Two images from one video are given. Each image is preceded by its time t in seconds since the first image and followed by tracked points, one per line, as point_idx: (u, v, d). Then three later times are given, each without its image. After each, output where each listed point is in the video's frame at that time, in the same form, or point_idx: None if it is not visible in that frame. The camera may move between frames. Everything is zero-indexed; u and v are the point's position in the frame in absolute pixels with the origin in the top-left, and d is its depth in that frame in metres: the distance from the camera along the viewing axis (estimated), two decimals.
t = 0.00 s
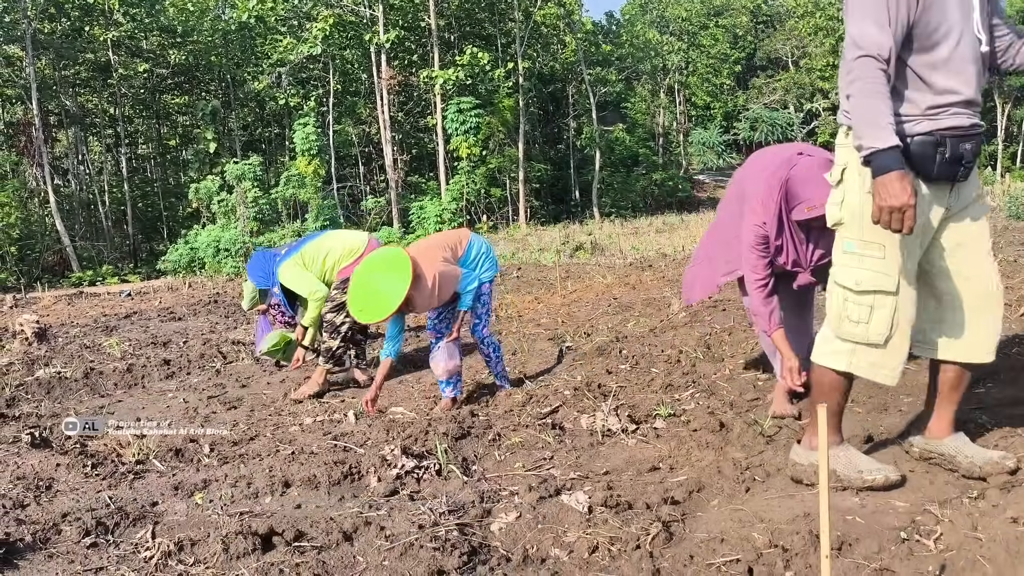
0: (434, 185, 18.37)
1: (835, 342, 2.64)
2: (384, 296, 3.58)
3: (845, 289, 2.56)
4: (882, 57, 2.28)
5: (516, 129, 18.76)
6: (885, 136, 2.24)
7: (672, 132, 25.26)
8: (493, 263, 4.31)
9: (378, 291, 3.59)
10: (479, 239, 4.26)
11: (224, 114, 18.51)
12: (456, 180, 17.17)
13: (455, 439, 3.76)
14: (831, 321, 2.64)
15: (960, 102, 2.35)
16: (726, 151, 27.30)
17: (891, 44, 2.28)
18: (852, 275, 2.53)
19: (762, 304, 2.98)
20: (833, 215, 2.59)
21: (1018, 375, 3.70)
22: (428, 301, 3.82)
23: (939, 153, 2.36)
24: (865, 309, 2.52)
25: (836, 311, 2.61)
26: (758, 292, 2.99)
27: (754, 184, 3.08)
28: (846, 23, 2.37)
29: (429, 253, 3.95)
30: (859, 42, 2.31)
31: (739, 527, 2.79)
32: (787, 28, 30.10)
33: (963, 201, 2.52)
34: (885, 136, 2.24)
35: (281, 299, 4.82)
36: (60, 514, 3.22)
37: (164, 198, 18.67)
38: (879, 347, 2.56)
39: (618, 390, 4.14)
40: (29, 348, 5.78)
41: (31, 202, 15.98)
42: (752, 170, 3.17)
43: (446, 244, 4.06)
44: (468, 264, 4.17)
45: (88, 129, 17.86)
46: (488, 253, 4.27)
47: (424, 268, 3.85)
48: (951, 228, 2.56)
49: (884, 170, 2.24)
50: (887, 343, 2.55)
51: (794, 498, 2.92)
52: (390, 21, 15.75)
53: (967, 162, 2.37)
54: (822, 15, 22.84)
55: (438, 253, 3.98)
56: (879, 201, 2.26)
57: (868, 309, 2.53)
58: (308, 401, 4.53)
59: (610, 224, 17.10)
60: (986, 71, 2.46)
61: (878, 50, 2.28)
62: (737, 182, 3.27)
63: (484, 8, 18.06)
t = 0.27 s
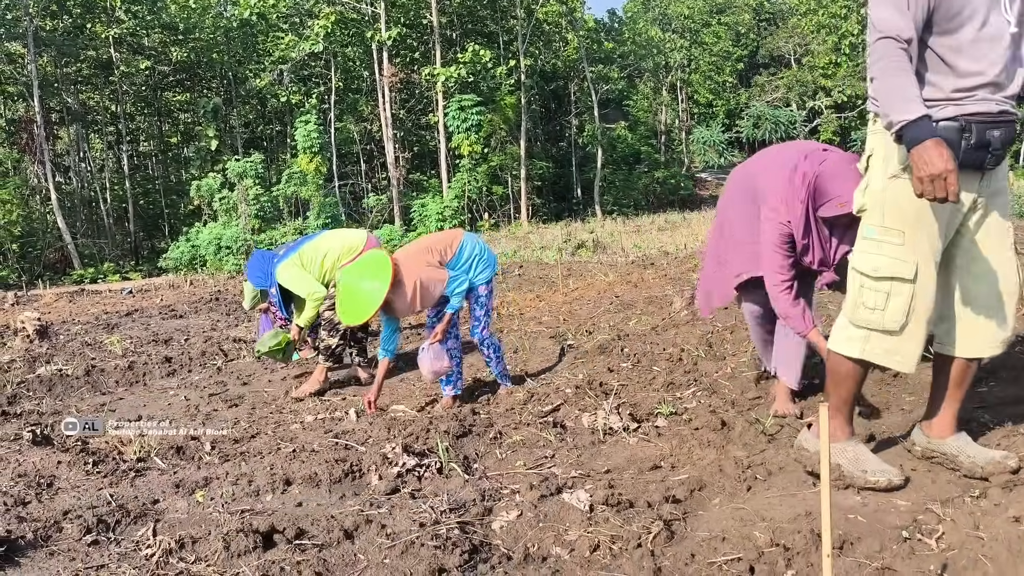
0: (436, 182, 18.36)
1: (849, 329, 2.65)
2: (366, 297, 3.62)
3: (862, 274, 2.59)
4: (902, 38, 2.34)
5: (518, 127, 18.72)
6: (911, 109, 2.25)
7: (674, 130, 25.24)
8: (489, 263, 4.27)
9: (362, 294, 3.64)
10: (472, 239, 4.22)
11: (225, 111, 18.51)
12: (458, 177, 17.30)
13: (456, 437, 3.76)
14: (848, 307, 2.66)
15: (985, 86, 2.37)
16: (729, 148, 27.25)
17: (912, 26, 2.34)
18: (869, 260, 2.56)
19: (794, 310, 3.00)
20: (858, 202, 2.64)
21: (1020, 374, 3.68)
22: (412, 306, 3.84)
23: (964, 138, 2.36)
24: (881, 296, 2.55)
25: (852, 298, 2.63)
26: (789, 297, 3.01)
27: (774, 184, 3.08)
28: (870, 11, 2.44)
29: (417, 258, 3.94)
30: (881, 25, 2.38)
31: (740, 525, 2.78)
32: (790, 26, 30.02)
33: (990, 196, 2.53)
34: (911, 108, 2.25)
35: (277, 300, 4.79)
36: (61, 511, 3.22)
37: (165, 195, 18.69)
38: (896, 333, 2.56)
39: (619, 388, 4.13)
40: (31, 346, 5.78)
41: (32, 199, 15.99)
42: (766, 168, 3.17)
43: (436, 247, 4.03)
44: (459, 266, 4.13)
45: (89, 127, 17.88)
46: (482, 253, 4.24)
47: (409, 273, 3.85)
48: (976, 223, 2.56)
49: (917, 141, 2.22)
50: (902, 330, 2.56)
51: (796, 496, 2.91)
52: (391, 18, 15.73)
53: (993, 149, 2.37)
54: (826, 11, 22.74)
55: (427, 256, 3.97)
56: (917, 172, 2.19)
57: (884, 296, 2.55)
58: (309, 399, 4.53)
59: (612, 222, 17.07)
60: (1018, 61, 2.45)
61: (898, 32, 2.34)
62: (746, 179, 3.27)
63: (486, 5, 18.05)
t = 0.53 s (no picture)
0: (439, 180, 18.35)
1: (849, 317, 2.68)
2: (356, 293, 3.77)
3: (863, 262, 2.60)
4: (920, 33, 2.35)
5: (521, 124, 18.70)
6: (916, 109, 2.29)
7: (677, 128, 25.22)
8: (487, 264, 4.20)
9: (352, 291, 3.79)
10: (470, 239, 4.18)
11: (229, 109, 18.51)
12: (460, 174, 17.30)
13: (458, 433, 3.77)
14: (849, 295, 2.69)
15: (1000, 81, 2.36)
16: (732, 146, 27.21)
17: (931, 19, 2.35)
18: (871, 248, 2.57)
19: (835, 308, 3.06)
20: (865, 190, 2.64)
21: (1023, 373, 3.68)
22: (398, 306, 3.90)
23: (972, 133, 2.37)
24: (879, 285, 2.56)
25: (853, 286, 2.66)
26: (830, 296, 3.07)
27: (805, 186, 3.10)
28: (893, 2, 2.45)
29: (408, 256, 3.97)
30: (901, 18, 2.40)
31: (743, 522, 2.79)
32: (793, 24, 29.96)
33: (1000, 192, 2.51)
34: (916, 107, 2.29)
35: (275, 300, 4.69)
36: (64, 507, 3.23)
37: (168, 192, 18.71)
38: (890, 324, 2.57)
39: (622, 385, 4.13)
40: (34, 342, 5.80)
41: (36, 196, 16.03)
42: (788, 171, 3.16)
43: (429, 247, 4.03)
44: (455, 266, 4.07)
45: (93, 123, 17.91)
46: (480, 254, 4.16)
47: (397, 272, 3.91)
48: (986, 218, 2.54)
49: (913, 144, 2.27)
50: (898, 321, 2.57)
51: (798, 493, 2.92)
52: (394, 16, 15.72)
53: (1004, 146, 2.37)
54: (829, 9, 22.66)
55: (419, 256, 3.99)
56: (908, 173, 2.27)
57: (882, 286, 2.57)
58: (312, 396, 4.54)
59: (613, 219, 17.06)
60: None
61: (917, 27, 2.36)
62: (762, 182, 3.24)
63: (489, 2, 18.02)
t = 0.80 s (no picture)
0: (441, 176, 18.33)
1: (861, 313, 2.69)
2: (353, 286, 3.87)
3: (876, 259, 2.59)
4: (929, 33, 2.35)
5: (523, 121, 18.67)
6: (922, 114, 2.31)
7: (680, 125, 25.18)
8: (484, 265, 4.15)
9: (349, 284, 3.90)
10: (471, 239, 4.13)
11: (232, 105, 18.50)
12: (462, 171, 17.29)
13: (461, 430, 3.77)
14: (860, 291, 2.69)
15: (1015, 78, 2.35)
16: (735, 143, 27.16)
17: (939, 19, 2.34)
18: (885, 244, 2.56)
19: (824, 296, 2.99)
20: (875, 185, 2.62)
21: None
22: (395, 301, 3.95)
23: (986, 130, 2.38)
24: (893, 282, 2.56)
25: (865, 283, 2.66)
26: (814, 273, 3.01)
27: (822, 163, 3.02)
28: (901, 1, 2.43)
29: (407, 252, 3.99)
30: (909, 18, 2.39)
31: (745, 519, 2.80)
32: (796, 21, 29.88)
33: (1012, 188, 2.51)
34: (924, 112, 2.31)
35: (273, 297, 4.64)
36: (68, 502, 3.24)
37: (170, 188, 18.68)
38: (904, 320, 2.58)
39: (624, 382, 4.13)
40: (37, 337, 5.80)
41: (39, 192, 16.05)
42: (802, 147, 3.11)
43: (428, 244, 4.03)
44: (454, 263, 4.05)
45: (95, 119, 17.92)
46: (479, 255, 4.11)
47: (395, 266, 3.95)
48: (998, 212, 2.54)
49: (922, 148, 2.30)
50: (912, 317, 2.57)
51: (800, 490, 2.93)
52: (396, 12, 15.69)
53: (1017, 144, 2.38)
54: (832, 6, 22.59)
55: (417, 252, 3.99)
56: (919, 177, 2.31)
57: (897, 283, 2.57)
58: (314, 392, 4.54)
59: (616, 216, 17.04)
60: None
61: (926, 27, 2.35)
62: (777, 158, 3.18)
63: None
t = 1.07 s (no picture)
0: (445, 173, 18.33)
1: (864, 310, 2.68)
2: (344, 280, 3.75)
3: (880, 255, 2.59)
4: (932, 26, 2.35)
5: (526, 117, 18.67)
6: (926, 98, 2.29)
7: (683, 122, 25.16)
8: (477, 272, 4.17)
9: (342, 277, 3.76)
10: (466, 245, 4.16)
11: (235, 101, 18.53)
12: (466, 168, 17.31)
13: (464, 426, 3.77)
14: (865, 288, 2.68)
15: (1019, 75, 2.36)
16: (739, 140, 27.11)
17: (942, 12, 2.35)
18: (888, 240, 2.56)
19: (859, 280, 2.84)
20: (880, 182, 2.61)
21: None
22: (387, 298, 3.87)
23: (990, 126, 2.37)
24: (895, 278, 2.56)
25: (869, 279, 2.65)
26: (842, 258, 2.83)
27: (838, 147, 2.86)
28: None
29: (402, 250, 3.96)
30: (913, 13, 2.40)
31: (747, 517, 2.80)
32: (800, 18, 29.85)
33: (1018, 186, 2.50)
34: (928, 98, 2.30)
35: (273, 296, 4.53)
36: (71, 497, 3.25)
37: (174, 184, 18.72)
38: (907, 317, 2.57)
39: (627, 379, 4.13)
40: (41, 333, 5.81)
41: (43, 187, 16.11)
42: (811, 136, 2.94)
43: (424, 245, 4.03)
44: (449, 266, 4.06)
45: (99, 115, 17.97)
46: (472, 262, 4.15)
47: (389, 264, 3.90)
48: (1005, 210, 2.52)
49: (927, 130, 2.27)
50: (915, 314, 2.56)
51: (803, 488, 2.93)
52: (400, 9, 15.70)
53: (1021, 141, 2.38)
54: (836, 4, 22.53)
55: (413, 251, 3.98)
56: (922, 161, 2.27)
57: (899, 279, 2.56)
58: (317, 388, 4.55)
59: (619, 213, 17.06)
60: None
61: (928, 19, 2.36)
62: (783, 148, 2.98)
63: None
